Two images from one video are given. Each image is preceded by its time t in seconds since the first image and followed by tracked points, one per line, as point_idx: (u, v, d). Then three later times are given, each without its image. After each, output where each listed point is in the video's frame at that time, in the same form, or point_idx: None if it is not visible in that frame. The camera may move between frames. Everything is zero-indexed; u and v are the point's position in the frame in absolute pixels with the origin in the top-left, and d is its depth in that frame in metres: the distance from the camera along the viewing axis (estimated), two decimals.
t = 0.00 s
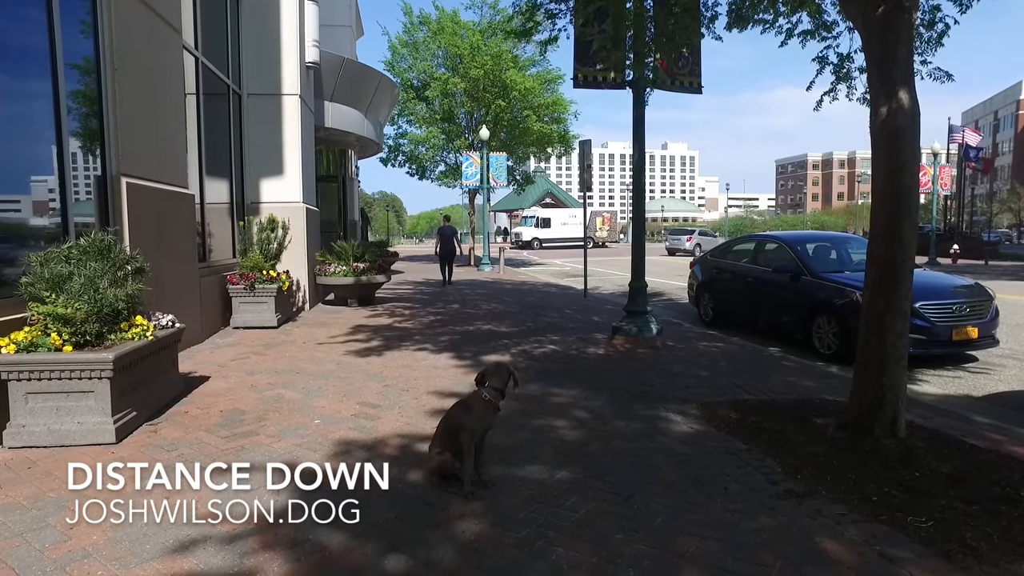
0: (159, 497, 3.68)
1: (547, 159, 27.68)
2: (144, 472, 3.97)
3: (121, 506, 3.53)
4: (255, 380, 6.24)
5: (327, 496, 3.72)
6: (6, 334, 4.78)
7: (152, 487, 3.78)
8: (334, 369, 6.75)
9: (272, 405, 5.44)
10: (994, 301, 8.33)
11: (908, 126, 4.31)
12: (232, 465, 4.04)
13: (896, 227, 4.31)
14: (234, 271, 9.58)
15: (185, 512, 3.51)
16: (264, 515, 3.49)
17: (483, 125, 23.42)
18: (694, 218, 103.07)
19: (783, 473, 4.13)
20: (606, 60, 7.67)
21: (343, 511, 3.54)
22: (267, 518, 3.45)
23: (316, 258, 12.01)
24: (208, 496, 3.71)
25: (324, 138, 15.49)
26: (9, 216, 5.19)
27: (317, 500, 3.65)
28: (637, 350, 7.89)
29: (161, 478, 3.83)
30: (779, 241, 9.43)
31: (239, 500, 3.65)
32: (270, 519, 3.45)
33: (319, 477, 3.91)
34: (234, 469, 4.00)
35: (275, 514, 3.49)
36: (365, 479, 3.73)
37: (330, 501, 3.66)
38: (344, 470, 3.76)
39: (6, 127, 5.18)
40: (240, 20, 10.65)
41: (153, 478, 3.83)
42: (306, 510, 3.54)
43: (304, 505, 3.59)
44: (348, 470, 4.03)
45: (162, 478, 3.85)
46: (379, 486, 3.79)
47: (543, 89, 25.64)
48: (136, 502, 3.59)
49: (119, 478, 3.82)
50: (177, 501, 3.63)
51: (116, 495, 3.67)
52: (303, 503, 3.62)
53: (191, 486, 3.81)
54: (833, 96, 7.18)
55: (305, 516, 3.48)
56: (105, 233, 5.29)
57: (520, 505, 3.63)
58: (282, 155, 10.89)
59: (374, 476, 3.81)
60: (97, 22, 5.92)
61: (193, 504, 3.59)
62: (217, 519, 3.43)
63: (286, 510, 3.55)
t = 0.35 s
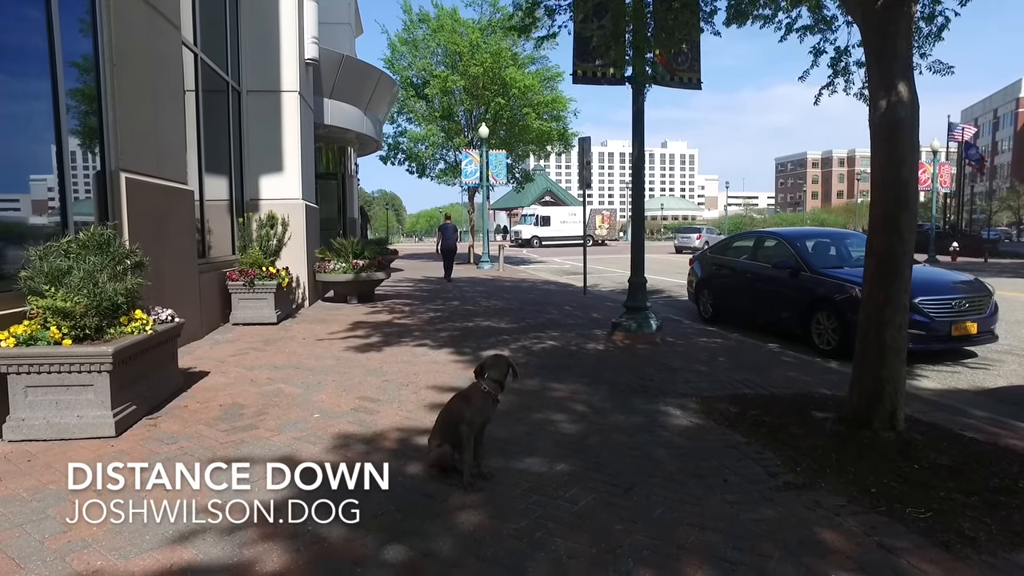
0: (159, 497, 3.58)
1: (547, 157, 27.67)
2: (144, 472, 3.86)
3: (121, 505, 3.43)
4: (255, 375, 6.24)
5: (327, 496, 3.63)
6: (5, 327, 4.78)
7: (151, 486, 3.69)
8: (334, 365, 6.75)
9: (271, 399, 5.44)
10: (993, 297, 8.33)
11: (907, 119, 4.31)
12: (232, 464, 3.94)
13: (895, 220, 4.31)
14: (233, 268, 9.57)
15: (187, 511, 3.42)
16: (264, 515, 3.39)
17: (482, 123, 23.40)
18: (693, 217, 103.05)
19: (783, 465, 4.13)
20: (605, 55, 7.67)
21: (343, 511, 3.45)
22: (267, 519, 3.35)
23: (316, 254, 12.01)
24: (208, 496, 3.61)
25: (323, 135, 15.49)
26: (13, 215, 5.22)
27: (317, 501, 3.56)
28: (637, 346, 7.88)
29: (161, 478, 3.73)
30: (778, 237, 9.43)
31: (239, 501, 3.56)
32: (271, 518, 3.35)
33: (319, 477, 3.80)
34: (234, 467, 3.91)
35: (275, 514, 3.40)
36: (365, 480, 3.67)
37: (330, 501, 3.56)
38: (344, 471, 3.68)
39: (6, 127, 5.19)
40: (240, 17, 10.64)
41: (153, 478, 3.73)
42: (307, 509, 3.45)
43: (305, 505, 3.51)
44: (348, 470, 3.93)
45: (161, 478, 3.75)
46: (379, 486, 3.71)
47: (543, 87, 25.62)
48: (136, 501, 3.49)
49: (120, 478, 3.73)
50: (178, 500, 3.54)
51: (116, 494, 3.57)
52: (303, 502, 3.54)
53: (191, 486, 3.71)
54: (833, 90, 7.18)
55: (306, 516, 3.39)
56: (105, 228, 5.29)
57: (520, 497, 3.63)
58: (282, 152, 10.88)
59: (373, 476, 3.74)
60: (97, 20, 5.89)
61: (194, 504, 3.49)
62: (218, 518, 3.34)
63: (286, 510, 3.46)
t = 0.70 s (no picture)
0: (159, 492, 3.50)
1: (546, 151, 27.64)
2: (144, 471, 3.73)
3: (121, 505, 3.32)
4: (255, 367, 6.25)
5: (327, 496, 3.49)
6: (5, 318, 4.79)
7: (152, 486, 3.55)
8: (333, 356, 6.76)
9: (271, 390, 5.46)
10: (992, 289, 8.34)
11: (907, 109, 4.31)
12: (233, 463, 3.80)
13: (895, 210, 4.31)
14: (233, 261, 9.56)
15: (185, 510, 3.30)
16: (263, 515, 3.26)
17: (482, 117, 23.37)
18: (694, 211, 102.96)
19: (781, 454, 4.15)
20: (605, 46, 7.65)
21: (343, 511, 3.32)
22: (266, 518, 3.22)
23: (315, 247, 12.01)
24: (207, 495, 3.49)
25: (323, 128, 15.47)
26: (13, 210, 5.25)
27: (318, 500, 3.42)
28: (636, 338, 7.89)
29: (161, 478, 3.60)
30: (778, 230, 9.43)
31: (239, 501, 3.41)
32: (270, 518, 3.22)
33: (319, 474, 3.65)
34: (235, 466, 3.78)
35: (275, 514, 3.26)
36: (365, 479, 3.54)
37: (330, 501, 3.42)
38: (344, 470, 3.56)
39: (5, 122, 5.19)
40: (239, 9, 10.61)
41: (153, 478, 3.60)
42: (307, 509, 3.31)
43: (306, 504, 3.37)
44: (348, 470, 3.79)
45: (162, 477, 3.61)
46: (379, 485, 3.57)
47: (542, 80, 25.58)
48: (136, 501, 3.38)
49: (120, 478, 3.60)
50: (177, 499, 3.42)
51: (116, 495, 3.44)
52: (303, 500, 3.42)
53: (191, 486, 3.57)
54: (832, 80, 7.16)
55: (306, 516, 3.26)
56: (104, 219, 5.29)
57: (519, 485, 3.65)
58: (281, 145, 10.87)
59: (374, 476, 3.60)
60: (95, 13, 5.85)
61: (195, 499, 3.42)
62: (217, 518, 3.21)
63: (286, 509, 3.32)
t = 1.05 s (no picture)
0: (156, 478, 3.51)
1: (545, 139, 27.57)
2: (145, 470, 3.56)
3: (123, 505, 3.17)
4: (253, 354, 6.26)
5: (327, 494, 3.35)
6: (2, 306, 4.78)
7: (153, 487, 3.38)
8: (332, 344, 6.78)
9: (269, 378, 5.47)
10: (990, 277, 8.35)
11: (906, 95, 4.29)
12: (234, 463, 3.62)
13: (893, 197, 4.31)
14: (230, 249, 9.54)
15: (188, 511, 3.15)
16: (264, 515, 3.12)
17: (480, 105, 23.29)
18: (693, 199, 102.79)
19: (777, 440, 4.16)
20: (603, 33, 7.61)
21: (343, 510, 3.19)
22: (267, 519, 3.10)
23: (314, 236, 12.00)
24: (210, 494, 3.33)
25: (320, 116, 15.41)
26: (7, 198, 5.22)
27: (318, 498, 3.29)
28: (634, 326, 7.90)
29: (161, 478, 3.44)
30: (776, 218, 9.42)
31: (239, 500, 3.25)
32: (272, 518, 3.10)
33: (320, 473, 3.48)
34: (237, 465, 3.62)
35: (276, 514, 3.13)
36: (366, 479, 3.40)
37: (330, 500, 3.29)
38: (344, 470, 3.42)
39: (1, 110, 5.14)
40: None
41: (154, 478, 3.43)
42: (307, 509, 3.18)
43: (307, 504, 3.23)
44: (348, 470, 3.63)
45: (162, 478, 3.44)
46: (379, 485, 3.42)
47: (540, 68, 25.48)
48: (138, 501, 3.24)
49: (122, 477, 3.44)
50: (178, 499, 3.28)
51: (116, 495, 3.29)
52: (303, 499, 3.30)
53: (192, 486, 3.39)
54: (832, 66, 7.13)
55: (307, 515, 3.13)
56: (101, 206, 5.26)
57: (516, 470, 3.66)
58: (278, 132, 10.83)
59: (373, 476, 3.47)
60: None
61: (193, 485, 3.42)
62: (218, 519, 3.07)
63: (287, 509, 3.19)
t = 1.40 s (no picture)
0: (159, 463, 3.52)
1: (544, 127, 27.47)
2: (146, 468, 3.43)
3: (122, 506, 3.05)
4: (253, 342, 6.27)
5: (327, 494, 3.22)
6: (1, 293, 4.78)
7: (151, 487, 3.24)
8: (331, 331, 6.78)
9: (269, 365, 5.48)
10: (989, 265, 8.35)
11: (908, 80, 4.27)
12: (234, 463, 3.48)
13: (894, 184, 4.29)
14: (229, 237, 9.52)
15: (187, 511, 3.03)
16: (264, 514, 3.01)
17: (479, 92, 23.18)
18: (693, 187, 102.56)
19: (776, 427, 4.18)
20: (603, 19, 7.56)
21: (343, 510, 3.07)
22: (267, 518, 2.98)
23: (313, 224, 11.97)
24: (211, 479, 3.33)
25: (318, 103, 15.34)
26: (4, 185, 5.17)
27: (319, 499, 3.16)
28: (634, 313, 7.91)
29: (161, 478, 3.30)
30: (776, 205, 9.40)
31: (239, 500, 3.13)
32: (271, 518, 2.98)
33: (319, 475, 3.35)
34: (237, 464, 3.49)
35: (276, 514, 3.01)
36: (365, 479, 3.28)
37: (329, 500, 3.16)
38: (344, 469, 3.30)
39: None
40: None
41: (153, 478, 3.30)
42: (307, 510, 3.06)
43: (306, 505, 3.11)
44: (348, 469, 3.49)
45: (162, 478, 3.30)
46: (379, 485, 3.29)
47: (539, 55, 25.35)
48: (138, 501, 3.11)
49: (121, 477, 3.31)
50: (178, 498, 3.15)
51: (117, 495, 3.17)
52: (303, 499, 3.17)
53: (191, 486, 3.26)
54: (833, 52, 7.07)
55: (306, 516, 3.01)
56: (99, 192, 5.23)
57: (516, 456, 3.68)
58: (276, 119, 10.78)
59: (373, 476, 3.34)
60: None
61: (194, 471, 3.43)
62: (217, 520, 2.95)
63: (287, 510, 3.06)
